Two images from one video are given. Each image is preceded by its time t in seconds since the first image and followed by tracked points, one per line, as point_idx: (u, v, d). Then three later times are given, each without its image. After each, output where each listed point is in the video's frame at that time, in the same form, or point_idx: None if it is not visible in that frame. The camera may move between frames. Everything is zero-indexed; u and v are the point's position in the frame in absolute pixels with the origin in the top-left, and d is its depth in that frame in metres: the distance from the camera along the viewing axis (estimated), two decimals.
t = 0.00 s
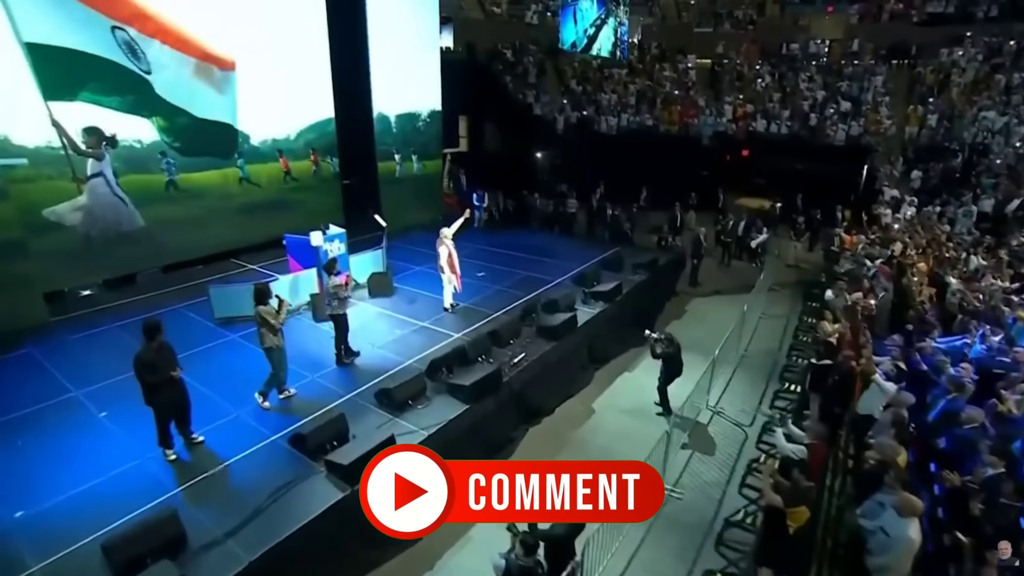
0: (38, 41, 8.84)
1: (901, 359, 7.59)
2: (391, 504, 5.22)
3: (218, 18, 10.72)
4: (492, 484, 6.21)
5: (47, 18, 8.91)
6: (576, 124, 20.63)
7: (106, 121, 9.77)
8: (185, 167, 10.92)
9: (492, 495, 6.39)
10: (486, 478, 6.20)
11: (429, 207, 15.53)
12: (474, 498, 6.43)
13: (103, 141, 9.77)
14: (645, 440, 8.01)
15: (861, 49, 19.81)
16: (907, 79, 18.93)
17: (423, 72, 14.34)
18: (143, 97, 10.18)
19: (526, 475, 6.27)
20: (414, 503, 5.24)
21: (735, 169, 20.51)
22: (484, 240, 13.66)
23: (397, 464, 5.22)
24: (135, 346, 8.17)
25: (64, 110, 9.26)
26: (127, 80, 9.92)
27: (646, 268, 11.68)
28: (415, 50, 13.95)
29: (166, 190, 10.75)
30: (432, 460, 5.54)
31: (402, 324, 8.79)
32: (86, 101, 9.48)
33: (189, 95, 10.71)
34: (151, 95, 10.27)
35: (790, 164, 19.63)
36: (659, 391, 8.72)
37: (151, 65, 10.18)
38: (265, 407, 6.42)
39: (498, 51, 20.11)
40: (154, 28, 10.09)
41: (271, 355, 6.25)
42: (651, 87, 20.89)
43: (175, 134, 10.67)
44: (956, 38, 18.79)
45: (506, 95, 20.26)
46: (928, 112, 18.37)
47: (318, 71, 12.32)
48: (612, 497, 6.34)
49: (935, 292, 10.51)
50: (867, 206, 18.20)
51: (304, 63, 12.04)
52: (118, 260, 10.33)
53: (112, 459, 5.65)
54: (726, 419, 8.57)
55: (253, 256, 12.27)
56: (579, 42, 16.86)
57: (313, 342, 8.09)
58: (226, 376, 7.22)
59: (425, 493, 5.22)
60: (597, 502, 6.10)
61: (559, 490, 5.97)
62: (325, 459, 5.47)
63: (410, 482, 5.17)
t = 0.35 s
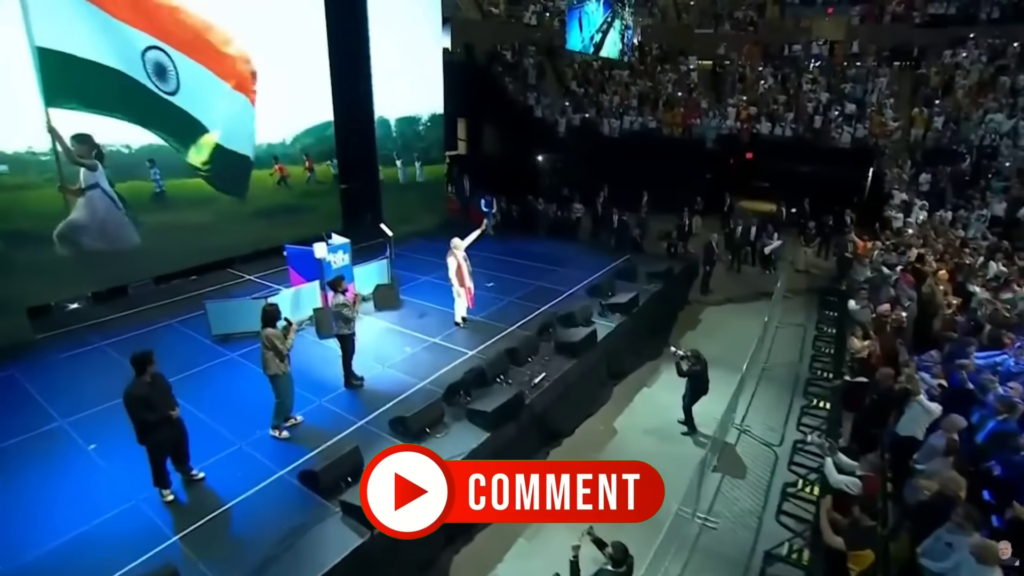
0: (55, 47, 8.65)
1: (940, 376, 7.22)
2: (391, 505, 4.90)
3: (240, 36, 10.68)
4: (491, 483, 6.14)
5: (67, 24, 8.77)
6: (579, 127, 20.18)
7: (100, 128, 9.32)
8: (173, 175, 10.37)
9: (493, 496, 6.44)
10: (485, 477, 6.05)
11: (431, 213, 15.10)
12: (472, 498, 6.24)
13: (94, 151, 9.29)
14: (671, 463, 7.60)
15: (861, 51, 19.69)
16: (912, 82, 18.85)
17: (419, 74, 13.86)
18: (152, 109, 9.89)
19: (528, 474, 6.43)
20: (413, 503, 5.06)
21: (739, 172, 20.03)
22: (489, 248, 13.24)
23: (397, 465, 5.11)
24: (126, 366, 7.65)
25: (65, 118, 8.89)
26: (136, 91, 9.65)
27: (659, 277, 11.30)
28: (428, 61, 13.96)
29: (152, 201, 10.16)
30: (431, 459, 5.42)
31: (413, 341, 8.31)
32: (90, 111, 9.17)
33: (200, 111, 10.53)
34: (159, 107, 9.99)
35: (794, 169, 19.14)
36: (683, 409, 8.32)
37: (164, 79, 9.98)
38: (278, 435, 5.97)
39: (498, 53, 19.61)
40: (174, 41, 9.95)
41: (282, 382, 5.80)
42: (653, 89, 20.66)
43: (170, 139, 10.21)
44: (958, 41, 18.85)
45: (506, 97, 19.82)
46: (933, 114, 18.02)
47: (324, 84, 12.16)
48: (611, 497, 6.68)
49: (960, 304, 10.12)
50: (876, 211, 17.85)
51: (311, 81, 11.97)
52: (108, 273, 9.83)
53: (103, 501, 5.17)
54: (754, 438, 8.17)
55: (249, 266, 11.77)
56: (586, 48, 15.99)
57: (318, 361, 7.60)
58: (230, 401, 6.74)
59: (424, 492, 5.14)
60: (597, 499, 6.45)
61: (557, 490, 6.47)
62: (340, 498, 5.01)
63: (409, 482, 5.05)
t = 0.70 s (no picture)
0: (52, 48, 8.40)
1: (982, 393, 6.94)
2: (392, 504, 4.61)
3: (249, 45, 10.47)
4: (490, 482, 5.56)
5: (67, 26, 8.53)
6: (579, 129, 19.87)
7: (83, 129, 8.86)
8: (152, 179, 9.78)
9: (493, 496, 5.59)
10: (484, 475, 5.55)
11: (433, 218, 14.66)
12: (471, 499, 5.36)
13: (77, 151, 8.83)
14: (701, 485, 7.27)
15: (861, 52, 19.54)
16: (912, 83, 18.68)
17: (415, 76, 13.25)
18: (149, 114, 9.57)
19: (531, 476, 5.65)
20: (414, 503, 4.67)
21: (741, 174, 19.78)
22: (495, 255, 12.83)
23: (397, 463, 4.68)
24: (119, 389, 7.13)
25: (52, 119, 8.50)
26: (135, 94, 9.34)
27: (674, 285, 10.92)
28: (428, 61, 13.42)
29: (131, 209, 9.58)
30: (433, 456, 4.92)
31: (425, 358, 7.84)
32: (85, 114, 8.83)
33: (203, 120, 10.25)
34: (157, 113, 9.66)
35: (797, 171, 18.97)
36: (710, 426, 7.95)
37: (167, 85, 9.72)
38: (286, 468, 5.51)
39: (496, 54, 19.08)
40: (181, 46, 9.70)
41: (291, 412, 5.34)
42: (654, 91, 20.29)
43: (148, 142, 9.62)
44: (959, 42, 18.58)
45: (505, 99, 19.35)
46: (937, 115, 17.77)
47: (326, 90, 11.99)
48: (612, 499, 6.52)
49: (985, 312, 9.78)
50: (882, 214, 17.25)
51: (314, 88, 11.76)
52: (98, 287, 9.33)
53: (97, 549, 4.69)
54: (784, 456, 7.83)
55: (246, 276, 11.27)
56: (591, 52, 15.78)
57: (325, 381, 7.12)
58: (231, 428, 6.24)
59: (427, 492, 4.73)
60: (596, 499, 5.99)
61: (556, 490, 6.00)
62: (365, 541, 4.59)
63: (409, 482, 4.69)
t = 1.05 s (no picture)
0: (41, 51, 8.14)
1: None
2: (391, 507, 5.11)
3: (244, 54, 10.21)
4: (490, 483, 5.46)
5: (60, 27, 8.26)
6: (582, 131, 19.40)
7: (70, 138, 8.53)
8: (138, 187, 9.35)
9: (494, 497, 5.33)
10: (485, 475, 5.51)
11: (437, 223, 14.23)
12: (471, 499, 5.25)
13: (67, 164, 8.51)
14: (736, 504, 6.92)
15: (864, 54, 18.78)
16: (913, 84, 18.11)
17: (409, 73, 12.69)
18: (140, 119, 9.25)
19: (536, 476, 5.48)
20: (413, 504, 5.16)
21: (744, 176, 19.64)
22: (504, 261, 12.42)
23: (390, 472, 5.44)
24: (117, 411, 6.66)
25: (37, 125, 8.16)
26: (125, 99, 9.01)
27: (690, 293, 10.56)
28: (426, 60, 12.99)
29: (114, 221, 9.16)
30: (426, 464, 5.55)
31: (442, 375, 7.41)
32: (72, 120, 8.50)
33: (199, 126, 9.98)
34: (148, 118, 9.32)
35: (802, 173, 18.75)
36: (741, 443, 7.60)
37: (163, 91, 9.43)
38: (306, 502, 5.07)
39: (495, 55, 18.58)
40: (177, 54, 9.44)
41: (311, 445, 4.90)
42: (656, 92, 19.87)
43: (132, 148, 9.21)
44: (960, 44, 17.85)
45: (505, 100, 18.86)
46: (940, 118, 17.08)
47: (323, 98, 11.69)
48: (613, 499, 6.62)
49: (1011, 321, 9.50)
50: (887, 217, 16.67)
51: (311, 91, 11.41)
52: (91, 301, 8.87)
53: None
54: (819, 473, 7.52)
55: (247, 286, 10.86)
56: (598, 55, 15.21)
57: (338, 402, 6.69)
58: (240, 455, 5.79)
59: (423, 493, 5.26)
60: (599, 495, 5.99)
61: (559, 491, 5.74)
62: None
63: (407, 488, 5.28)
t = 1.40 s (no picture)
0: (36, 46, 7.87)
1: None
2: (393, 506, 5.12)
3: (241, 52, 9.90)
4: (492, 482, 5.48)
5: (59, 21, 8.01)
6: (584, 133, 18.97)
7: (64, 137, 8.25)
8: (130, 193, 9.03)
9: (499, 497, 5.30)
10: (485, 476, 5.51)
11: (441, 229, 13.89)
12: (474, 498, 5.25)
13: (60, 161, 8.24)
14: (770, 521, 6.67)
15: (867, 55, 18.88)
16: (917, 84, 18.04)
17: (411, 74, 12.36)
18: (137, 119, 8.96)
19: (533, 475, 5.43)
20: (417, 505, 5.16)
21: (748, 177, 18.69)
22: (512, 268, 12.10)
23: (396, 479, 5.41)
24: (121, 432, 6.27)
25: (26, 123, 7.88)
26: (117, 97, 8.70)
27: (707, 299, 10.29)
28: (426, 59, 12.64)
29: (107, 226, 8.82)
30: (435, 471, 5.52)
31: (463, 389, 7.09)
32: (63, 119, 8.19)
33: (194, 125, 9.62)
34: (145, 119, 9.04)
35: (806, 175, 17.82)
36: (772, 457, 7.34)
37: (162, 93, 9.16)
38: (331, 533, 4.76)
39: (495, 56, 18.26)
40: (178, 53, 9.17)
41: (336, 473, 4.57)
42: (657, 94, 19.60)
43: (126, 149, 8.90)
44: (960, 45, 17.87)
45: (506, 100, 18.45)
46: (944, 119, 16.74)
47: (324, 100, 11.37)
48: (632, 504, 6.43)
49: None
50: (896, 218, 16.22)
51: (309, 90, 11.08)
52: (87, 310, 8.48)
53: None
54: (853, 488, 7.27)
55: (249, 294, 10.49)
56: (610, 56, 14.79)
57: (355, 419, 6.36)
58: (256, 479, 5.46)
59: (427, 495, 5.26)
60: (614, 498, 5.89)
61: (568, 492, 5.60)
62: None
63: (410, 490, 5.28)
